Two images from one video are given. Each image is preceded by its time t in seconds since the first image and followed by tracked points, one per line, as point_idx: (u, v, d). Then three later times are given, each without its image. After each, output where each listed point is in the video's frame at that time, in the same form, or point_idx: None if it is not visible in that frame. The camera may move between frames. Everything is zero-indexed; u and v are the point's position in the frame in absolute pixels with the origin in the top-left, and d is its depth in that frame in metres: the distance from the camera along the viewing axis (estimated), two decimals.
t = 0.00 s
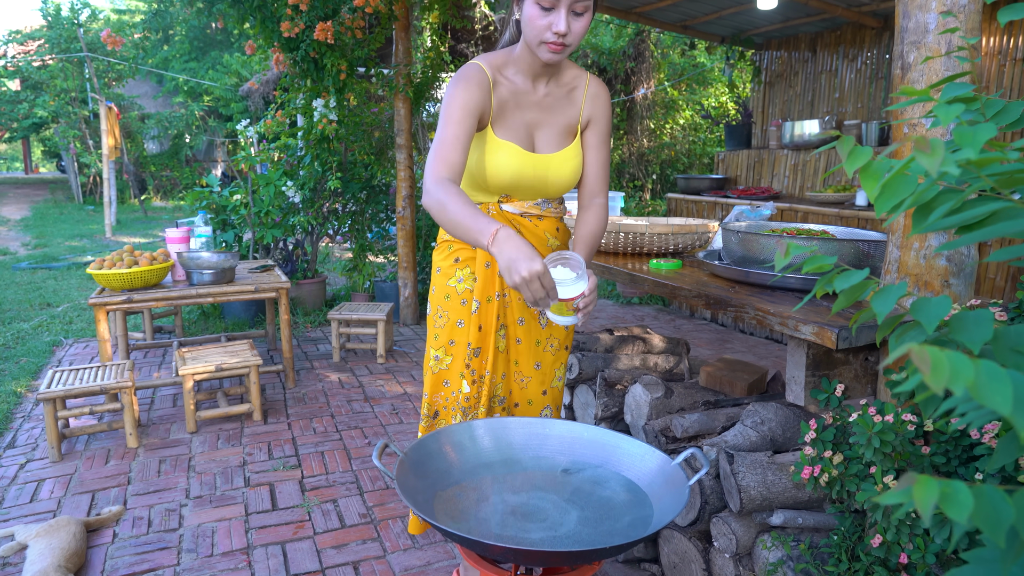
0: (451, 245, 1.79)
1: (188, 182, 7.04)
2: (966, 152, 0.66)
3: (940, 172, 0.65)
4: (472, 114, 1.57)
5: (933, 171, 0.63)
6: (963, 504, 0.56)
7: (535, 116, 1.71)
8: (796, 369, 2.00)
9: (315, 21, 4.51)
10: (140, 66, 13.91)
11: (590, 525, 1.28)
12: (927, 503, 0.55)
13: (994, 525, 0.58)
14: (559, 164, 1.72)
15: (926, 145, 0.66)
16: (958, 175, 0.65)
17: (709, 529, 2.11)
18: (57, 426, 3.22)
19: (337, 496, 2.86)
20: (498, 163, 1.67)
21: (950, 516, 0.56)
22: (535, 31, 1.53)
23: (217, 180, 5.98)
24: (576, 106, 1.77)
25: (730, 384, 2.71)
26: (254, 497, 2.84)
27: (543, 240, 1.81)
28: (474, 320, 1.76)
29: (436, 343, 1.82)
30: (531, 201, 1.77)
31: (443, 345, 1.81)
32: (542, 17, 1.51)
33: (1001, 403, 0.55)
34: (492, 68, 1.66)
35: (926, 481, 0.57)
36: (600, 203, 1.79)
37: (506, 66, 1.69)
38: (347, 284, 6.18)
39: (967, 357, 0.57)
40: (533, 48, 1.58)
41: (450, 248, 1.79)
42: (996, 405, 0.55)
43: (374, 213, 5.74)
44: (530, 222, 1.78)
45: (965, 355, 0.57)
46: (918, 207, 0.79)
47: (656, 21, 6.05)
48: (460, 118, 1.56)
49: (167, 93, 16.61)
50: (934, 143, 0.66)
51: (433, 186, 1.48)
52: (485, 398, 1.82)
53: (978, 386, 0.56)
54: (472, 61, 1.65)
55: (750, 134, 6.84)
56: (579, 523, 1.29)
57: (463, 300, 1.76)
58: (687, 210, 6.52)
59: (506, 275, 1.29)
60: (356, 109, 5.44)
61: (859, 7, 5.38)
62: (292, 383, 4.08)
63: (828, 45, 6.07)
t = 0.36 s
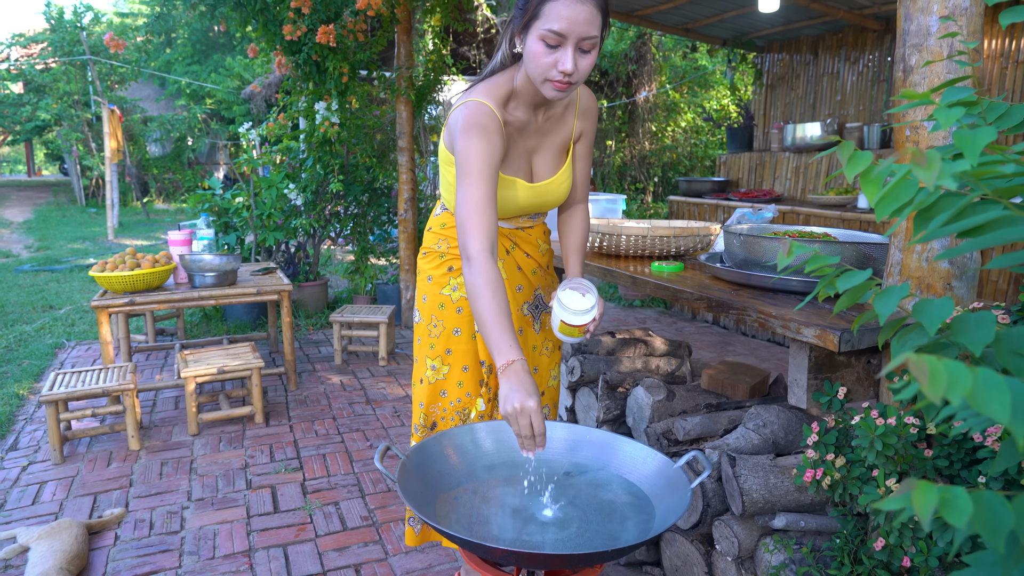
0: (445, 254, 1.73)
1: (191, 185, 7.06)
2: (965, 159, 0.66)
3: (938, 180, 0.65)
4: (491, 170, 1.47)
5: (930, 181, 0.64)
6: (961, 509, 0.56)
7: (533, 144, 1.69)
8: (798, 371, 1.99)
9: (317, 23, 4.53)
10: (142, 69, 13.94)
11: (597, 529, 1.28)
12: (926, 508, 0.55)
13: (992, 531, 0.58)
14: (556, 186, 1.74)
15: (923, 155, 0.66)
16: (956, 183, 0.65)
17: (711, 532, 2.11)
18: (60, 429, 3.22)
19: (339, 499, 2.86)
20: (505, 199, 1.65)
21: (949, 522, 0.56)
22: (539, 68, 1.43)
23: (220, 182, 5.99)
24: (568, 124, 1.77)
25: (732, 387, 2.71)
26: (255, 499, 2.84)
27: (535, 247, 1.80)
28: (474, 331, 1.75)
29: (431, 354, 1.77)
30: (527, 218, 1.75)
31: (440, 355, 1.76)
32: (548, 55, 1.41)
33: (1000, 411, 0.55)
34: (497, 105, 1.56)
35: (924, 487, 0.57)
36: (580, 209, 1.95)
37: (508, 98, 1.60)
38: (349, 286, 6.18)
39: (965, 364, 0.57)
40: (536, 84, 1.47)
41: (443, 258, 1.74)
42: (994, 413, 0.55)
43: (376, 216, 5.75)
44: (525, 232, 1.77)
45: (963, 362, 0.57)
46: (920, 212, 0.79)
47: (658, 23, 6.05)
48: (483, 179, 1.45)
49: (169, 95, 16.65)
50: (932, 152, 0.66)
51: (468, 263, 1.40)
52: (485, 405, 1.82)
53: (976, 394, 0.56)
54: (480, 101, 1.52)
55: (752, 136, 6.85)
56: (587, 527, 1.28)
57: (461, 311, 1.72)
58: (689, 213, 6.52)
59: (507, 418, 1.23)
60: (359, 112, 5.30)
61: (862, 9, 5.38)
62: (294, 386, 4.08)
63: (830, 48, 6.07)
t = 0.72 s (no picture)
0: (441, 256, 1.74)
1: (191, 187, 7.06)
2: (964, 158, 0.66)
3: (938, 178, 0.65)
4: (474, 174, 1.47)
5: (930, 179, 0.64)
6: (962, 504, 0.56)
7: (530, 145, 1.68)
8: (799, 373, 2.00)
9: (318, 25, 4.53)
10: (143, 71, 13.94)
11: (600, 529, 1.28)
12: (926, 502, 0.55)
13: (994, 526, 0.58)
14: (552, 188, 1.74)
15: (923, 154, 0.66)
16: (956, 182, 0.66)
17: (711, 534, 2.11)
18: (60, 430, 3.22)
19: (339, 501, 2.86)
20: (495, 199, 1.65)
21: (951, 516, 0.56)
22: (543, 70, 1.42)
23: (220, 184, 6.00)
24: (566, 127, 1.77)
25: (732, 388, 2.71)
26: (256, 501, 2.83)
27: (532, 249, 1.79)
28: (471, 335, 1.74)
29: (429, 357, 1.77)
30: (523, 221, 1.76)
31: (438, 358, 1.76)
32: (551, 58, 1.41)
33: (1000, 403, 0.55)
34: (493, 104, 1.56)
35: (927, 481, 0.57)
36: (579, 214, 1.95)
37: (507, 99, 1.59)
38: (349, 287, 6.18)
39: (964, 357, 0.57)
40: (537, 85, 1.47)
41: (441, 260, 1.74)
42: (993, 405, 0.55)
43: (376, 218, 5.75)
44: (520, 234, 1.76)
45: (962, 355, 0.57)
46: (920, 213, 0.79)
47: (658, 25, 6.06)
48: (464, 181, 1.46)
49: (170, 97, 16.66)
50: (932, 151, 0.66)
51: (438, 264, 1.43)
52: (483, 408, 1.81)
53: (975, 386, 0.56)
54: (475, 102, 1.52)
55: (752, 138, 6.85)
56: (591, 528, 1.28)
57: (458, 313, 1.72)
58: (689, 214, 6.52)
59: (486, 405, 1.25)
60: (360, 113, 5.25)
61: (861, 11, 5.38)
62: (294, 388, 4.08)
63: (830, 49, 6.07)
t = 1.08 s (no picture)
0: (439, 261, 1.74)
1: (191, 188, 7.07)
2: (973, 160, 0.66)
3: (947, 181, 0.65)
4: (462, 153, 1.46)
5: (939, 182, 0.64)
6: (973, 513, 0.56)
7: (520, 133, 1.68)
8: (799, 374, 2.00)
9: (318, 27, 4.54)
10: (143, 73, 13.96)
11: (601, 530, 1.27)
12: (937, 512, 0.55)
13: (1004, 534, 0.58)
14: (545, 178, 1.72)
15: (932, 156, 0.66)
16: (965, 184, 0.66)
17: (711, 536, 2.11)
18: (60, 432, 3.22)
19: (339, 502, 2.86)
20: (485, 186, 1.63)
21: (961, 524, 0.56)
22: (578, 51, 1.56)
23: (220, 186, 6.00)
24: (554, 117, 1.78)
25: (732, 390, 2.71)
26: (256, 503, 2.83)
27: (530, 248, 1.80)
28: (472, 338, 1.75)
29: (431, 363, 1.77)
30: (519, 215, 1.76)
31: (440, 364, 1.76)
32: (586, 37, 1.55)
33: (1011, 411, 0.55)
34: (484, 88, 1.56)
35: (937, 489, 0.57)
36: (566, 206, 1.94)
37: (499, 83, 1.61)
38: (349, 289, 6.19)
39: (976, 364, 0.57)
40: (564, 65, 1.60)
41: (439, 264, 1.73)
42: (1005, 413, 0.55)
43: (376, 219, 5.75)
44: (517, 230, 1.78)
45: (974, 362, 0.57)
46: (922, 214, 0.79)
47: (658, 27, 6.07)
48: (448, 159, 1.45)
49: (170, 99, 16.67)
50: (941, 152, 0.66)
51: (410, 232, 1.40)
52: (483, 415, 1.80)
53: (987, 394, 0.56)
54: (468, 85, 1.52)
55: (752, 139, 6.86)
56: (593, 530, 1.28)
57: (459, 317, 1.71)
58: (689, 216, 6.53)
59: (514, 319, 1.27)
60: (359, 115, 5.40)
61: (861, 13, 5.39)
62: (294, 389, 4.08)
63: (830, 51, 6.08)
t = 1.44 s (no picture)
0: (480, 259, 1.73)
1: (191, 189, 7.07)
2: (968, 163, 0.66)
3: (943, 182, 0.65)
4: (507, 135, 1.50)
5: (935, 183, 0.64)
6: (967, 514, 0.56)
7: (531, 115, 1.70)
8: (798, 375, 2.01)
9: (318, 29, 4.55)
10: (143, 74, 13.96)
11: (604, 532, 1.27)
12: (930, 513, 0.56)
13: (998, 536, 0.58)
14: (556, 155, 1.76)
15: (927, 158, 0.66)
16: (960, 187, 0.66)
17: (711, 537, 2.10)
18: (59, 434, 3.21)
19: (339, 504, 2.86)
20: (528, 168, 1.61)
21: (955, 526, 0.56)
22: (572, 30, 1.67)
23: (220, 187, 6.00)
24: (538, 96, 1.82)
25: (732, 391, 2.71)
26: (256, 505, 2.83)
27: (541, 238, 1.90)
28: (520, 329, 1.77)
29: (482, 364, 1.73)
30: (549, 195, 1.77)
31: (490, 363, 1.74)
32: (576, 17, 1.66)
33: (1006, 413, 0.55)
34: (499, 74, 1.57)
35: (930, 490, 0.57)
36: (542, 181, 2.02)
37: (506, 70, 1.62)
38: (349, 290, 6.18)
39: (971, 366, 0.57)
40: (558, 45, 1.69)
41: (482, 262, 1.72)
42: (1000, 415, 0.55)
43: (376, 221, 5.75)
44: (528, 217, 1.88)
45: (968, 364, 0.57)
46: (921, 215, 0.79)
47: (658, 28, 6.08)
48: (494, 144, 1.48)
49: (170, 100, 16.68)
50: (937, 155, 0.66)
51: (490, 220, 1.51)
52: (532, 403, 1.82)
53: (983, 397, 0.56)
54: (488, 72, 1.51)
55: (751, 140, 6.86)
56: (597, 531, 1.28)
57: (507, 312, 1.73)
58: (689, 217, 6.53)
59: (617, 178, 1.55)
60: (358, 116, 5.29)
61: (861, 14, 5.39)
62: (294, 391, 4.08)
63: (829, 52, 6.09)
